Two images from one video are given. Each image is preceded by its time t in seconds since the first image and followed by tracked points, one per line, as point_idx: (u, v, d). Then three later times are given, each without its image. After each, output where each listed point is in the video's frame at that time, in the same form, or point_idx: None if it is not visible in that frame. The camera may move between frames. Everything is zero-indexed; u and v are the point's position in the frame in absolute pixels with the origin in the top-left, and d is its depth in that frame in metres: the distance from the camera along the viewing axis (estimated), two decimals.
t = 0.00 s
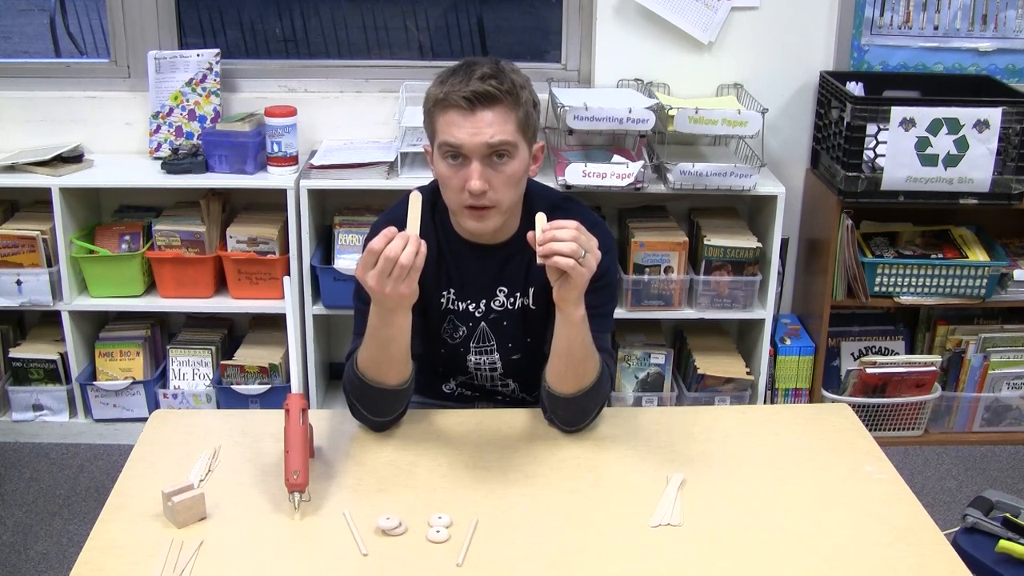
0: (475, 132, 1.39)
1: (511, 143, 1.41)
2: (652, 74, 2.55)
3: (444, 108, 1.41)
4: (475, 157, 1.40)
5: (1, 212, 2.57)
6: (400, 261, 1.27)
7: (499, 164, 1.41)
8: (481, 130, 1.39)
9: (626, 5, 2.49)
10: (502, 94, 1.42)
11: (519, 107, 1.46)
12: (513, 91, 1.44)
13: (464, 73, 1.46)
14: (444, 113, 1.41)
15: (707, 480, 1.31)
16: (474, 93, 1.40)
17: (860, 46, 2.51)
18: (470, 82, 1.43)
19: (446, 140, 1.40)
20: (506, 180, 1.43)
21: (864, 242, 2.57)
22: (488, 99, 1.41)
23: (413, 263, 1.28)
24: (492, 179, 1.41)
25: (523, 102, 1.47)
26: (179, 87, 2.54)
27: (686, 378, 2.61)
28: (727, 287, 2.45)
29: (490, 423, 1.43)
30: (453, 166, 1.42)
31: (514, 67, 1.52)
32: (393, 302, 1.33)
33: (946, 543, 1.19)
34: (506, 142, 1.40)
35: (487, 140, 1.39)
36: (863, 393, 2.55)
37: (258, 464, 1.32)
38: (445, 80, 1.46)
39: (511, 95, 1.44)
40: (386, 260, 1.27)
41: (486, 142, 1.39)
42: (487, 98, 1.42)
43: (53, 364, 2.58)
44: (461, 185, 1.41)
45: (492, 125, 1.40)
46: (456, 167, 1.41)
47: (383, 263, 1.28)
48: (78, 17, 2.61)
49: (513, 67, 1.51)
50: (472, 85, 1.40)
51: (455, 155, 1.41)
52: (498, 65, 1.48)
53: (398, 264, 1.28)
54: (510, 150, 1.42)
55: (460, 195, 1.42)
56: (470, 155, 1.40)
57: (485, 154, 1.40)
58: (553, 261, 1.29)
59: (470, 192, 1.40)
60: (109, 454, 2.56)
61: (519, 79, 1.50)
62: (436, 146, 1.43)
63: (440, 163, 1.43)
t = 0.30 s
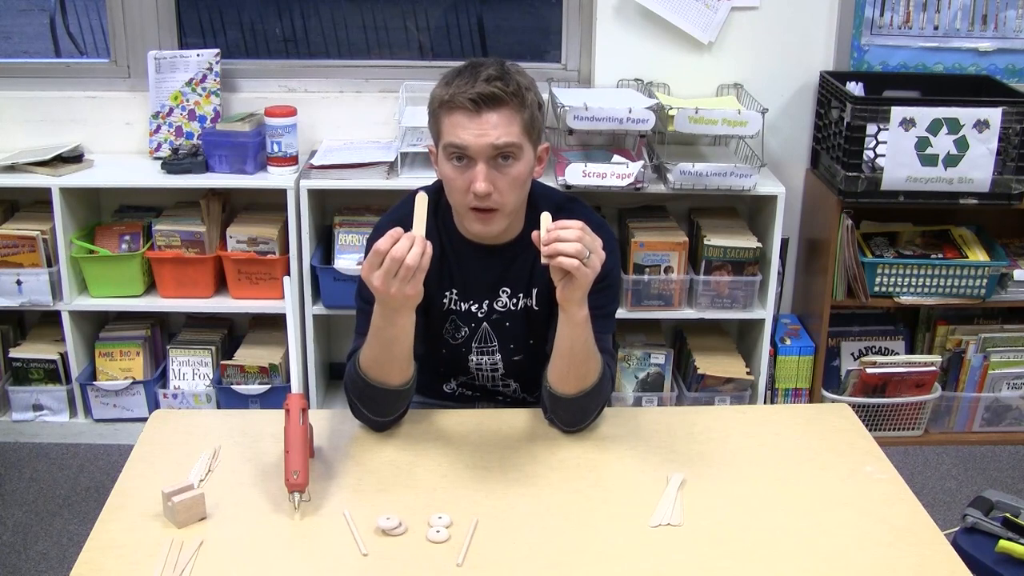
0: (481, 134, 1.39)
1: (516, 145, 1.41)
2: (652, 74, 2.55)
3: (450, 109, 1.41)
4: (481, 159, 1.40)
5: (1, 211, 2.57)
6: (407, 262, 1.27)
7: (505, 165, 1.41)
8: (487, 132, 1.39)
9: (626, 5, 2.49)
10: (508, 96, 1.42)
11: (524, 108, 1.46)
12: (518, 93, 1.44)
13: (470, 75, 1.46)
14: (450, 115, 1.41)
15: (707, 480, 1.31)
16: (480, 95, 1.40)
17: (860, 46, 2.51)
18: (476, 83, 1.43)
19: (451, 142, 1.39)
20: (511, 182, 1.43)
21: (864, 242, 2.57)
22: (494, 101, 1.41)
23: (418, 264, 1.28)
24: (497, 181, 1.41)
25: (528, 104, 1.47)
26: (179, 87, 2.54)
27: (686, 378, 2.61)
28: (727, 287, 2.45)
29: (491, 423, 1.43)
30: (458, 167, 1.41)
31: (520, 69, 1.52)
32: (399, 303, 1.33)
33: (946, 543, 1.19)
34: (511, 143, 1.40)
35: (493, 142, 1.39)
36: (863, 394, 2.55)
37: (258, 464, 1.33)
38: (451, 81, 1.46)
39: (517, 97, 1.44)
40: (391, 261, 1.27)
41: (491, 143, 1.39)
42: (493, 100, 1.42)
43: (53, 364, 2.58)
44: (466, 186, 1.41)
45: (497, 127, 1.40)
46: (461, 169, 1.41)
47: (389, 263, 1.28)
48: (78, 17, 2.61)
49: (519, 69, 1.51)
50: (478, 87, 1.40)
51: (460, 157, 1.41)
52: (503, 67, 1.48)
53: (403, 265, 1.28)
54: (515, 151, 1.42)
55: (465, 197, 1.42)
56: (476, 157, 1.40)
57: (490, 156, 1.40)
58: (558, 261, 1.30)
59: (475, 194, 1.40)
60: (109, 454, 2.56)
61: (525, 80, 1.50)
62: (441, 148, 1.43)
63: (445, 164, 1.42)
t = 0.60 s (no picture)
0: (483, 143, 1.38)
1: (518, 153, 1.41)
2: (652, 74, 2.55)
3: (453, 117, 1.41)
4: (482, 168, 1.39)
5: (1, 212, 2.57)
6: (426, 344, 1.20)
7: (506, 173, 1.40)
8: (489, 141, 1.38)
9: (626, 5, 2.49)
10: (511, 105, 1.41)
11: (527, 115, 1.45)
12: (521, 100, 1.44)
13: (473, 80, 1.45)
14: (452, 123, 1.41)
15: (708, 480, 1.31)
16: (482, 103, 1.39)
17: (860, 46, 2.51)
18: (479, 91, 1.42)
19: (452, 149, 1.39)
20: (512, 188, 1.42)
21: (864, 242, 2.57)
22: (497, 110, 1.40)
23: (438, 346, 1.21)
24: (498, 188, 1.41)
25: (530, 110, 1.46)
26: (179, 87, 2.54)
27: (686, 378, 2.61)
28: (727, 287, 2.45)
29: (490, 423, 1.43)
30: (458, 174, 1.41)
31: (523, 72, 1.50)
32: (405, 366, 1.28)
33: (946, 543, 1.19)
34: (514, 155, 1.39)
35: (495, 151, 1.38)
36: (863, 394, 2.55)
37: (258, 464, 1.33)
38: (453, 86, 1.45)
39: (520, 106, 1.43)
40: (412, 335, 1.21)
41: (493, 153, 1.38)
42: (496, 108, 1.41)
43: (53, 364, 2.58)
44: (466, 192, 1.41)
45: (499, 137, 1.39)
46: (462, 175, 1.41)
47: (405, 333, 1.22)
48: (78, 17, 2.61)
49: (521, 72, 1.50)
50: (481, 95, 1.39)
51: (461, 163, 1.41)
52: (506, 72, 1.47)
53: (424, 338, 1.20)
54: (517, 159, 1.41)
55: (465, 202, 1.42)
56: (476, 165, 1.39)
57: (492, 165, 1.39)
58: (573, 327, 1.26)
59: (476, 201, 1.39)
60: (109, 454, 2.56)
61: (528, 85, 1.48)
62: (442, 153, 1.42)
63: (446, 170, 1.42)
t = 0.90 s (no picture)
0: (480, 136, 1.37)
1: (516, 145, 1.40)
2: (652, 74, 2.55)
3: (449, 108, 1.39)
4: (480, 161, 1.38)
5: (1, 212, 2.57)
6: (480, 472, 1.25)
7: (504, 165, 1.40)
8: (487, 134, 1.37)
9: (626, 5, 2.49)
10: (508, 97, 1.40)
11: (525, 106, 1.43)
12: (518, 92, 1.42)
13: (469, 70, 1.42)
14: (448, 115, 1.39)
15: (708, 480, 1.31)
16: (479, 96, 1.37)
17: (860, 46, 2.51)
18: (476, 83, 1.40)
19: (450, 142, 1.38)
20: (510, 180, 1.42)
21: (864, 242, 2.57)
22: (494, 102, 1.39)
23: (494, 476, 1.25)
24: (497, 180, 1.40)
25: (527, 101, 1.44)
26: (179, 87, 2.54)
27: (686, 378, 2.61)
28: (727, 287, 2.45)
29: (490, 424, 1.42)
30: (457, 166, 1.40)
31: (520, 60, 1.48)
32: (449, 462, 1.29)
33: (946, 543, 1.19)
34: (511, 147, 1.38)
35: (492, 145, 1.37)
36: (863, 394, 2.55)
37: (258, 464, 1.33)
38: (450, 77, 1.43)
39: (517, 97, 1.41)
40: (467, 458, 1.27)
41: (491, 146, 1.37)
42: (494, 100, 1.39)
43: (53, 364, 2.58)
44: (465, 185, 1.40)
45: (497, 130, 1.38)
46: (460, 168, 1.40)
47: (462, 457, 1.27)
48: (78, 17, 2.61)
49: (519, 61, 1.47)
50: (479, 88, 1.37)
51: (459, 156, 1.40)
52: (503, 62, 1.45)
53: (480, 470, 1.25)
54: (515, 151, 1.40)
55: (463, 193, 1.41)
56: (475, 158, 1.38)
57: (489, 158, 1.38)
58: (615, 476, 1.25)
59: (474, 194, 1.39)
60: (109, 454, 2.56)
61: (525, 74, 1.46)
62: (440, 146, 1.41)
63: (444, 162, 1.41)
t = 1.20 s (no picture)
0: (495, 127, 1.37)
1: (529, 138, 1.40)
2: (652, 74, 2.55)
3: (464, 98, 1.39)
4: (494, 151, 1.39)
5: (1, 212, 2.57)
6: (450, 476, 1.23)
7: (517, 157, 1.40)
8: (502, 125, 1.38)
9: (625, 5, 2.49)
10: (524, 88, 1.40)
11: (540, 99, 1.44)
12: (534, 85, 1.42)
13: (486, 62, 1.42)
14: (464, 104, 1.39)
15: (708, 480, 1.31)
16: (496, 87, 1.38)
17: (860, 46, 2.51)
18: (492, 74, 1.40)
19: (465, 133, 1.38)
20: (522, 172, 1.42)
21: (864, 242, 2.57)
22: (510, 93, 1.39)
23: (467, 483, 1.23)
24: (510, 172, 1.41)
25: (543, 94, 1.45)
26: (179, 87, 2.54)
27: (686, 378, 2.61)
28: (727, 287, 2.45)
29: (490, 424, 1.42)
30: (470, 157, 1.41)
31: (534, 54, 1.49)
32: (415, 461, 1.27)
33: (946, 543, 1.19)
34: (526, 138, 1.39)
35: (507, 136, 1.38)
36: (863, 394, 2.55)
37: (258, 464, 1.33)
38: (466, 68, 1.43)
39: (533, 89, 1.42)
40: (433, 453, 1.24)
41: (505, 138, 1.38)
42: (510, 91, 1.39)
43: (53, 364, 2.58)
44: (477, 175, 1.41)
45: (512, 121, 1.38)
46: (474, 158, 1.40)
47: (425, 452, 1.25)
48: (78, 17, 2.61)
49: (535, 55, 1.48)
50: (495, 79, 1.38)
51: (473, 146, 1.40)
52: (519, 55, 1.45)
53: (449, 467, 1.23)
54: (528, 144, 1.41)
55: (475, 183, 1.42)
56: (489, 149, 1.39)
57: (504, 148, 1.39)
58: (615, 464, 1.25)
59: (487, 184, 1.39)
60: (109, 454, 2.56)
61: (540, 68, 1.47)
62: (454, 136, 1.41)
63: (458, 152, 1.42)
